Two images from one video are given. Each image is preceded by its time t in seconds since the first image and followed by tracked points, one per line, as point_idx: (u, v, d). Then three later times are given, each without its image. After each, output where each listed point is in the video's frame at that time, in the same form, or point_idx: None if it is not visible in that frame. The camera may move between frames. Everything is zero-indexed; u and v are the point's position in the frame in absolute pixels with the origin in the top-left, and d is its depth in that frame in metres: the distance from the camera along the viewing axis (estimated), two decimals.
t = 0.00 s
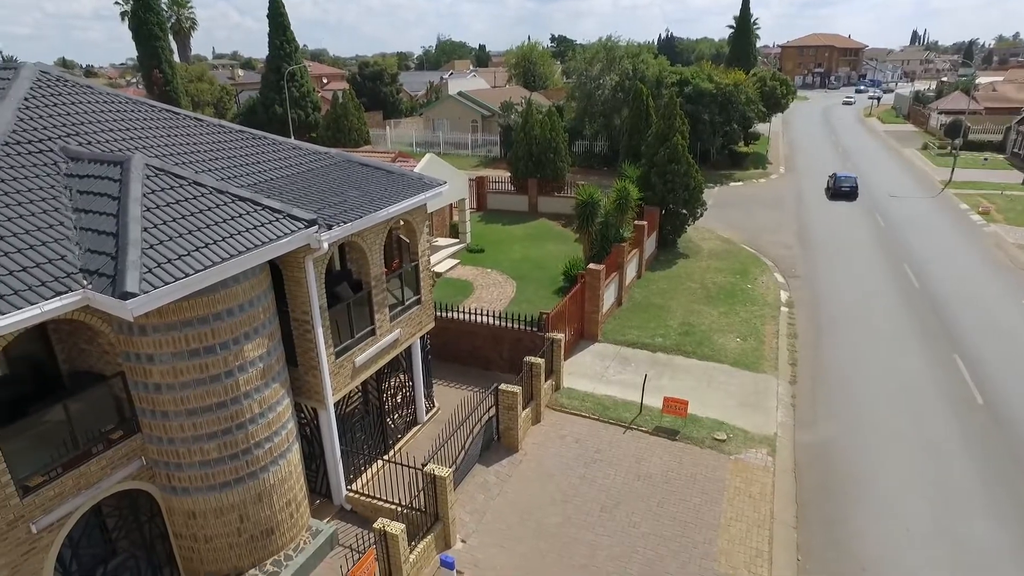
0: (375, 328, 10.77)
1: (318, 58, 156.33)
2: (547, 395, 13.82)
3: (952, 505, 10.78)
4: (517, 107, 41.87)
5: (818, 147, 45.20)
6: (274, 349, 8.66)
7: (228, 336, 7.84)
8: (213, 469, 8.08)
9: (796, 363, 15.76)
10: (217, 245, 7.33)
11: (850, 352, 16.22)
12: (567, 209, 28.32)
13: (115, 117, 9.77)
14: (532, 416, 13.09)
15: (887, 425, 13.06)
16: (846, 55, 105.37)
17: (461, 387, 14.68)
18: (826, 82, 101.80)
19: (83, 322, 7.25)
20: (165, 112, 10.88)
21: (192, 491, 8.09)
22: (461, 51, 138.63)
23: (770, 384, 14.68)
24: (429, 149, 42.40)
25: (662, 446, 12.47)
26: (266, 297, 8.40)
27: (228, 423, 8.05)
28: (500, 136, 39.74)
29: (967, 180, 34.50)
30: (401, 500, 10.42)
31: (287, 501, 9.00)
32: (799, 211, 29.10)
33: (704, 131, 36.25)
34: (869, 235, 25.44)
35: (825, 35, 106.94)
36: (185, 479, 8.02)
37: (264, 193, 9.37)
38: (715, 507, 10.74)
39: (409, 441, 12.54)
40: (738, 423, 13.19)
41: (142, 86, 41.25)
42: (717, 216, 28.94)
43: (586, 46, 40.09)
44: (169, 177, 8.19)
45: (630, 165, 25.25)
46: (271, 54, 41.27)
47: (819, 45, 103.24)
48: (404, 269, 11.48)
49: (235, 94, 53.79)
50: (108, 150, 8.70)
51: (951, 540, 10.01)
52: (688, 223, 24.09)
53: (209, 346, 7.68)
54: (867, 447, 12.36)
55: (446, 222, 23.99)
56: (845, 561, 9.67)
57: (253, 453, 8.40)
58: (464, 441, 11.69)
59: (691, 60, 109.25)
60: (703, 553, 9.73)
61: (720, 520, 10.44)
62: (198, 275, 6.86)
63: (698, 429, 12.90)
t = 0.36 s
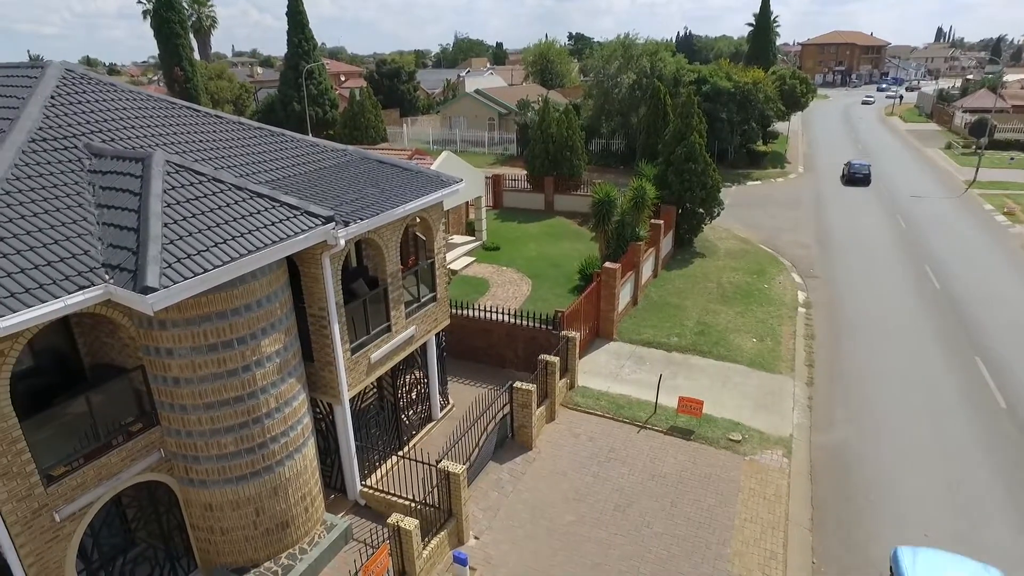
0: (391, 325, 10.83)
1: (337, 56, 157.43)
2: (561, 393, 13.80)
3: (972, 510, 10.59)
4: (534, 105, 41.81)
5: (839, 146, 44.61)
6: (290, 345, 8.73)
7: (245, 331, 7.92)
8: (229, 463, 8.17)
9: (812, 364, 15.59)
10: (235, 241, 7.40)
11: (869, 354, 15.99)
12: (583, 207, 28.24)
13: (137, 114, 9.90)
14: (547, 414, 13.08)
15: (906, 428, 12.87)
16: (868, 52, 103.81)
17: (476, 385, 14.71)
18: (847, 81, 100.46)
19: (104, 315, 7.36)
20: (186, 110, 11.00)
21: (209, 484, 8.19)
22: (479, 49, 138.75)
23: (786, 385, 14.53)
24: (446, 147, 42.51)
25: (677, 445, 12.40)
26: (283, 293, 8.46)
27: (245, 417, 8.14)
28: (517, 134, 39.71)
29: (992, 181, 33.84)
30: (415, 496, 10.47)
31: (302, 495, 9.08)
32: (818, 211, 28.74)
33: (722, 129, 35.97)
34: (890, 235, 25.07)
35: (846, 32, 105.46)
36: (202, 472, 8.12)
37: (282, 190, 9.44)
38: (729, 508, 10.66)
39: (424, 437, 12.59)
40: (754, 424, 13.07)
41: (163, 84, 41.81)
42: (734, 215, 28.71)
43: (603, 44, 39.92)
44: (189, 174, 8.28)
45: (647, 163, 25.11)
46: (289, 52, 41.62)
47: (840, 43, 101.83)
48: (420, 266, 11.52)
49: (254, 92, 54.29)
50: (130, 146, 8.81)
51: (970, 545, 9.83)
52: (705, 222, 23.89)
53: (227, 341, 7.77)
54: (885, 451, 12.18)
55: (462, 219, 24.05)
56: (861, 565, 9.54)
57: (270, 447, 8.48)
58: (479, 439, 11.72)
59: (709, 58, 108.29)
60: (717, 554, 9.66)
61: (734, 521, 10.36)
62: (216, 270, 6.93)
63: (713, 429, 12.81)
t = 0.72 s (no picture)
0: (405, 322, 10.85)
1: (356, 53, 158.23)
2: (575, 392, 13.75)
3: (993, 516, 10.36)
4: (550, 103, 41.69)
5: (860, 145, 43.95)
6: (305, 341, 8.78)
7: (261, 327, 7.97)
8: (244, 457, 8.24)
9: (830, 365, 15.38)
10: (251, 237, 7.45)
11: (889, 356, 15.74)
12: (598, 206, 28.11)
13: (157, 111, 10.00)
14: (560, 413, 13.04)
15: (925, 431, 12.64)
16: (891, 50, 102.16)
17: (490, 383, 14.70)
18: (869, 79, 98.95)
19: (123, 310, 7.44)
20: (206, 107, 11.10)
21: (224, 478, 8.27)
22: (496, 46, 138.64)
23: (803, 387, 14.35)
24: (462, 145, 42.55)
25: (691, 446, 12.30)
26: (298, 289, 8.50)
27: (260, 412, 8.21)
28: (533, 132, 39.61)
29: (1018, 181, 33.11)
30: (428, 493, 10.48)
31: (315, 491, 9.14)
32: (838, 211, 28.35)
33: (740, 128, 35.64)
34: (911, 236, 24.65)
35: (869, 30, 103.86)
36: (218, 466, 8.20)
37: (299, 187, 9.49)
38: (743, 510, 10.54)
39: (437, 434, 12.61)
40: (769, 425, 12.93)
41: (183, 82, 42.28)
42: (751, 215, 28.41)
43: (621, 42, 39.65)
44: (207, 170, 8.34)
45: (664, 162, 24.93)
46: (307, 50, 41.84)
47: (862, 40, 100.21)
48: (435, 264, 11.52)
49: (273, 89, 54.68)
50: (149, 143, 8.91)
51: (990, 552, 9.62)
52: (722, 222, 23.66)
53: (243, 337, 7.83)
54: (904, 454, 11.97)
55: (478, 217, 24.06)
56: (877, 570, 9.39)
57: (284, 442, 8.54)
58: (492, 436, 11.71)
59: (729, 56, 107.17)
60: (730, 556, 9.57)
61: (747, 523, 10.24)
62: (233, 267, 6.98)
63: (728, 430, 12.70)
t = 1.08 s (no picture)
0: (420, 319, 10.85)
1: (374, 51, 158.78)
2: (589, 391, 13.68)
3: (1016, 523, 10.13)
4: (567, 102, 41.51)
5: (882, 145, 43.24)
6: (320, 338, 8.82)
7: (276, 324, 8.02)
8: (259, 453, 8.30)
9: (848, 368, 15.15)
10: (267, 234, 7.49)
11: (910, 359, 15.47)
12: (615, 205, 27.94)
13: (176, 108, 10.09)
14: (575, 413, 12.98)
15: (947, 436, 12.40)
16: (915, 48, 100.39)
17: (505, 381, 14.68)
18: (892, 77, 97.34)
19: (141, 305, 7.51)
20: (225, 104, 11.18)
21: (239, 473, 8.33)
22: (514, 44, 138.40)
23: (820, 389, 14.15)
24: (478, 142, 42.55)
25: (705, 447, 12.18)
26: (313, 286, 8.53)
27: (274, 408, 8.26)
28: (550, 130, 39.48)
29: None
30: (441, 491, 10.48)
31: (328, 487, 9.19)
32: (858, 212, 27.91)
33: (759, 127, 35.24)
34: (934, 237, 24.22)
35: (892, 27, 102.10)
36: (232, 461, 8.26)
37: (315, 184, 9.53)
38: (758, 513, 10.42)
39: (451, 432, 12.62)
40: (785, 427, 12.77)
41: (203, 79, 42.69)
42: (770, 215, 28.07)
43: (639, 40, 39.36)
44: (225, 168, 8.40)
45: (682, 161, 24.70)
46: (326, 48, 42.05)
47: (885, 37, 98.51)
48: (450, 262, 11.51)
49: (291, 86, 54.99)
50: (168, 140, 8.99)
51: (1013, 560, 9.41)
52: (739, 222, 23.42)
53: (258, 333, 7.88)
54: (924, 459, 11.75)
55: (494, 215, 24.04)
56: None
57: (298, 438, 8.59)
58: (506, 435, 11.69)
59: (748, 53, 105.99)
60: (744, 559, 9.47)
61: (762, 526, 10.12)
62: (249, 263, 7.02)
63: (743, 432, 12.56)
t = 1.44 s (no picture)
0: (434, 317, 10.84)
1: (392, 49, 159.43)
2: (604, 391, 13.60)
3: None
4: (584, 100, 41.34)
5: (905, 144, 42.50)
6: (334, 335, 8.84)
7: (291, 320, 8.05)
8: (273, 448, 8.35)
9: (867, 370, 14.91)
10: (283, 231, 7.52)
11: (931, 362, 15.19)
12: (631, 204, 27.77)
13: (195, 105, 10.17)
14: (589, 412, 12.92)
15: (968, 441, 12.16)
16: (941, 45, 98.51)
17: (519, 380, 14.65)
18: (916, 75, 95.63)
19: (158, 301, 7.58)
20: (242, 101, 11.24)
21: (253, 468, 8.39)
22: (531, 42, 138.11)
23: (838, 392, 13.94)
24: (495, 140, 42.53)
25: (720, 449, 12.05)
26: (328, 283, 8.56)
27: (288, 404, 8.31)
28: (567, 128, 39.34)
29: None
30: (453, 489, 10.48)
31: (342, 483, 9.23)
32: (879, 212, 27.48)
33: (778, 126, 34.82)
34: (957, 238, 23.77)
35: (917, 24, 100.24)
36: (246, 456, 8.32)
37: (330, 181, 9.55)
38: (772, 516, 10.30)
39: (464, 430, 12.61)
40: (802, 430, 12.60)
41: (223, 77, 43.13)
42: (788, 215, 27.72)
43: (657, 37, 39.06)
44: (241, 165, 8.45)
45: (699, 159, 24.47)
46: (344, 45, 42.26)
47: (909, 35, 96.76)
48: (465, 259, 11.49)
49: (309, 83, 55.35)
50: (187, 137, 9.06)
51: None
52: (757, 221, 23.15)
53: (273, 329, 7.92)
54: (944, 464, 11.53)
55: (510, 213, 24.02)
56: None
57: (311, 435, 8.63)
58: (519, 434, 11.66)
59: (769, 51, 104.64)
60: (758, 562, 9.36)
61: (777, 530, 9.99)
62: (264, 260, 7.05)
63: (758, 434, 12.41)
